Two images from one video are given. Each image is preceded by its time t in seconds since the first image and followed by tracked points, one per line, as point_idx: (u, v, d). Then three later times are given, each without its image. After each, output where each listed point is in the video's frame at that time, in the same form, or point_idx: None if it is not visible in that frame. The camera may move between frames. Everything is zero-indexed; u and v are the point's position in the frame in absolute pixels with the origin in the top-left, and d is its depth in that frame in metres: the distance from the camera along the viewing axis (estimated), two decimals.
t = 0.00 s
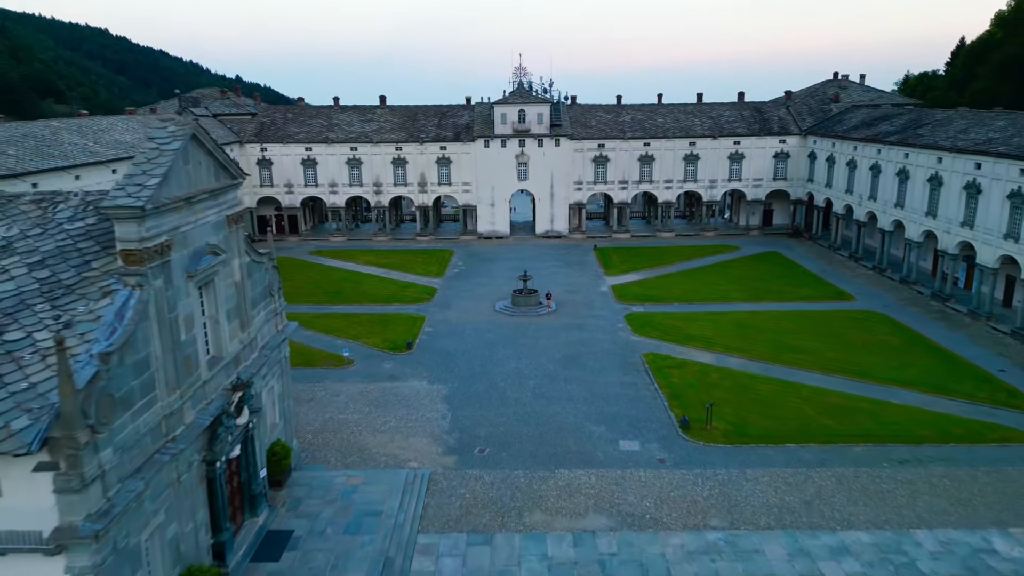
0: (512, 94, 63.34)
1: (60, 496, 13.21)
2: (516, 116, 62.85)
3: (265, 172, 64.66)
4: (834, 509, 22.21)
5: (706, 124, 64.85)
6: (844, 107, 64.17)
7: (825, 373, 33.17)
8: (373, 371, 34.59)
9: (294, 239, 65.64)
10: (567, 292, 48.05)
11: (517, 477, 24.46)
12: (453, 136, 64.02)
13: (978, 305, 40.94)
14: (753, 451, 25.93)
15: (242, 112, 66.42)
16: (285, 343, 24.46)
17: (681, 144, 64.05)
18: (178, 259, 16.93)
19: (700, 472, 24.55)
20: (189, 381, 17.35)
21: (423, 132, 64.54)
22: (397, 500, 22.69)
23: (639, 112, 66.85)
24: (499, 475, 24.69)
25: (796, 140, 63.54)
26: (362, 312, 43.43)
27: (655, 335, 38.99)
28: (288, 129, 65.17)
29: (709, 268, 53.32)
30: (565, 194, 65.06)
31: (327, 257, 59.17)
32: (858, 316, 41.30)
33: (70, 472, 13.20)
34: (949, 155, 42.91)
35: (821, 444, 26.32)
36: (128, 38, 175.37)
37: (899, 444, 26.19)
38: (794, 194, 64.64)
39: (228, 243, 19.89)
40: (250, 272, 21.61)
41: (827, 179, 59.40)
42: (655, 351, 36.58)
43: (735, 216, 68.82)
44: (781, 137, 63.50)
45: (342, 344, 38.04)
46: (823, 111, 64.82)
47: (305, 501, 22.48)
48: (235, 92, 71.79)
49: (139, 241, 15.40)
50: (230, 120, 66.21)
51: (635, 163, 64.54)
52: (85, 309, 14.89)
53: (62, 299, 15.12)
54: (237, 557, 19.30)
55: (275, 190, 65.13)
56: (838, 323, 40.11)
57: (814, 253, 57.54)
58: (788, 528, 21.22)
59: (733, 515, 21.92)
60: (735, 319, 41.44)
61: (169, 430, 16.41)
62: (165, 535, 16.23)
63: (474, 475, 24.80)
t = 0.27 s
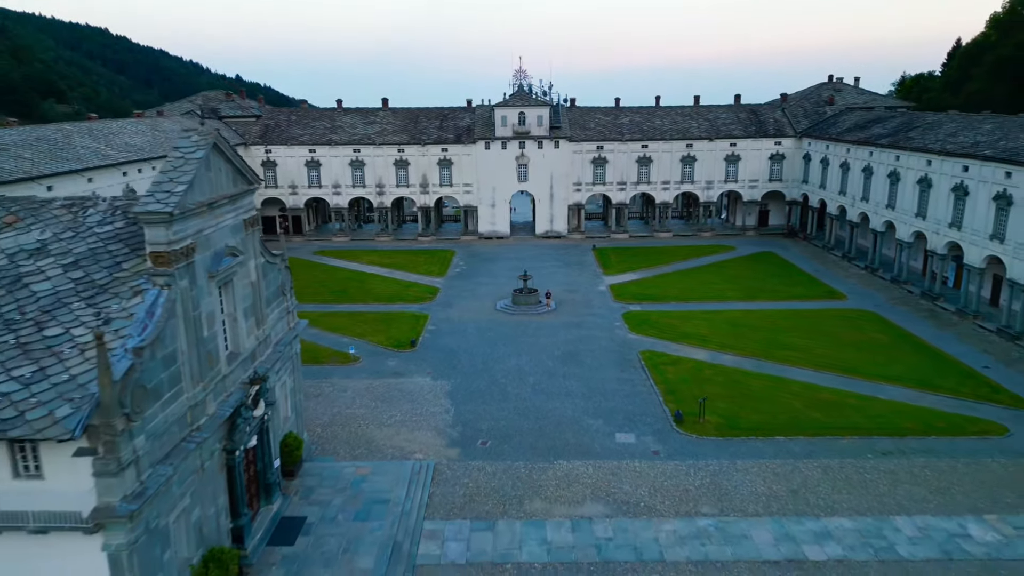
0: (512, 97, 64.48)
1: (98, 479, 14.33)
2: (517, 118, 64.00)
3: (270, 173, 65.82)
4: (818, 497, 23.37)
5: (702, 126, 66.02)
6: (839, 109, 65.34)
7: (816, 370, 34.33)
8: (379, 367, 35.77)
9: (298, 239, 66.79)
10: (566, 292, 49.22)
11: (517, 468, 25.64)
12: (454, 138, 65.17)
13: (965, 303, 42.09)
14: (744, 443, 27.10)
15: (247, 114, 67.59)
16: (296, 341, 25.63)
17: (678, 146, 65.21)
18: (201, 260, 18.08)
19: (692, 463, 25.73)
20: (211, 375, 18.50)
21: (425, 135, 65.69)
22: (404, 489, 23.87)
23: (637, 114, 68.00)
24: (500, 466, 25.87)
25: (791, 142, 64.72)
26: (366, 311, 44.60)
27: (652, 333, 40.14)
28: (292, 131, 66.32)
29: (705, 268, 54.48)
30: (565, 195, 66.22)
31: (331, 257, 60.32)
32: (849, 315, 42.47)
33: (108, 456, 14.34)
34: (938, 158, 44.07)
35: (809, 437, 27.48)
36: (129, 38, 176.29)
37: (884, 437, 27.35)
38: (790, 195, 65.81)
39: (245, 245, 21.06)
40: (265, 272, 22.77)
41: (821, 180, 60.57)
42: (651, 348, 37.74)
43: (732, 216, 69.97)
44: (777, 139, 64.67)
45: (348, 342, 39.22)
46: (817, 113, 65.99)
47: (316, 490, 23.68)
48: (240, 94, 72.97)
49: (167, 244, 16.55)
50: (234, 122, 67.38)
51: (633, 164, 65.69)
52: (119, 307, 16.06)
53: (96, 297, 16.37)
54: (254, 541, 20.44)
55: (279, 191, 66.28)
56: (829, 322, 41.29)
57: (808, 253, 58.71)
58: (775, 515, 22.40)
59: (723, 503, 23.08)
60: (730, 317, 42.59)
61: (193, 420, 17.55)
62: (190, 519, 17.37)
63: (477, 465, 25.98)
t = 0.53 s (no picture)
0: (512, 100, 65.66)
1: (132, 464, 15.49)
2: (517, 121, 65.18)
3: (274, 175, 67.02)
4: (804, 487, 24.57)
5: (699, 129, 67.21)
6: (833, 112, 66.55)
7: (807, 367, 35.51)
8: (383, 364, 36.97)
9: (302, 240, 67.97)
10: (566, 291, 50.41)
11: (518, 460, 26.83)
12: (456, 140, 66.34)
13: (953, 302, 43.28)
14: (735, 436, 28.30)
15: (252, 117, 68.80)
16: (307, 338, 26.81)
17: (676, 148, 66.39)
18: (222, 262, 19.27)
19: (685, 455, 26.93)
20: (230, 369, 19.68)
21: (427, 137, 66.87)
22: (410, 479, 25.07)
23: (635, 117, 69.18)
24: (502, 458, 27.06)
25: (786, 144, 65.91)
26: (370, 310, 45.79)
27: (649, 332, 41.31)
28: (296, 134, 67.51)
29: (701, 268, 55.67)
30: (564, 196, 67.41)
31: (335, 257, 61.50)
32: (840, 313, 43.66)
33: (141, 443, 15.50)
34: (927, 161, 45.27)
35: (797, 430, 28.67)
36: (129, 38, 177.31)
37: (869, 431, 28.53)
38: (785, 197, 66.99)
39: (260, 246, 22.24)
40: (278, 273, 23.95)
41: (816, 182, 61.76)
42: (648, 346, 38.90)
43: (728, 217, 71.16)
44: (772, 142, 65.88)
45: (353, 340, 40.40)
46: (812, 116, 67.19)
47: (327, 480, 24.88)
48: (244, 97, 74.20)
49: (192, 246, 17.72)
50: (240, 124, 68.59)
51: (631, 166, 66.86)
52: (147, 306, 17.24)
53: (125, 297, 17.56)
54: (270, 527, 21.62)
55: (284, 192, 67.47)
56: (821, 320, 42.48)
57: (803, 253, 59.90)
58: (763, 503, 23.60)
59: (714, 492, 24.28)
60: (724, 316, 43.78)
61: (215, 411, 18.73)
62: (211, 503, 18.54)
63: (479, 457, 27.19)
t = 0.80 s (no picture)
0: (512, 103, 66.88)
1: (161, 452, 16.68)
2: (517, 124, 66.42)
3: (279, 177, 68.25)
4: (791, 478, 25.80)
5: (696, 132, 68.44)
6: (827, 115, 67.78)
7: (797, 364, 36.73)
8: (388, 362, 38.18)
9: (306, 241, 69.17)
10: (565, 291, 51.62)
11: (518, 453, 28.05)
12: (457, 143, 67.55)
13: (942, 302, 44.48)
14: (727, 430, 29.53)
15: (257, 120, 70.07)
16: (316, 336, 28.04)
17: (673, 150, 67.60)
18: (240, 264, 20.49)
19: (678, 448, 28.15)
20: (247, 365, 20.90)
21: (428, 139, 68.08)
22: (416, 470, 26.29)
23: (633, 120, 70.40)
24: (503, 451, 28.29)
25: (781, 147, 67.13)
26: (374, 310, 47.01)
27: (645, 331, 42.52)
28: (300, 136, 68.72)
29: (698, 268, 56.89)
30: (563, 198, 68.62)
31: (339, 258, 62.73)
32: (832, 313, 44.90)
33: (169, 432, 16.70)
34: (916, 164, 46.50)
35: (786, 425, 29.90)
36: (129, 38, 178.23)
37: (855, 425, 29.76)
38: (780, 198, 68.20)
39: (274, 249, 23.45)
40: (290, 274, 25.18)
41: (810, 184, 62.98)
42: (644, 345, 40.11)
43: (725, 218, 72.36)
44: (768, 144, 67.10)
45: (358, 339, 41.62)
46: (807, 119, 68.42)
47: (336, 471, 26.13)
48: (249, 100, 75.48)
49: (214, 249, 18.92)
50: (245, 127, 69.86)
51: (629, 168, 68.08)
52: (173, 305, 18.46)
53: (152, 297, 18.82)
54: (284, 515, 22.83)
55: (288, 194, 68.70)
56: (813, 319, 43.71)
57: (797, 254, 61.12)
58: (751, 493, 24.84)
59: (705, 483, 25.51)
60: (719, 315, 44.98)
61: (234, 404, 19.94)
62: (231, 490, 19.74)
63: (481, 450, 28.41)
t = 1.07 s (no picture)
0: (513, 106, 68.11)
1: (186, 440, 17.90)
2: (517, 127, 67.68)
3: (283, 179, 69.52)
4: (779, 469, 27.05)
5: (693, 134, 69.67)
6: (822, 118, 69.01)
7: (788, 362, 37.97)
8: (392, 360, 39.42)
9: (309, 241, 70.42)
10: (564, 291, 52.85)
11: (519, 446, 29.28)
12: (458, 145, 68.78)
13: (931, 301, 45.70)
14: (719, 424, 30.77)
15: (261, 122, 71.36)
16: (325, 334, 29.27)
17: (670, 153, 68.83)
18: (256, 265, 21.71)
19: (672, 441, 29.38)
20: (263, 360, 22.12)
21: (430, 142, 69.32)
22: (421, 462, 27.53)
23: (631, 122, 71.63)
24: (504, 444, 29.52)
25: (777, 149, 68.36)
26: (377, 309, 48.25)
27: (642, 329, 43.73)
28: (304, 139, 69.96)
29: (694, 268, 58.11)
30: (563, 199, 69.85)
31: (342, 258, 63.99)
32: (824, 312, 46.12)
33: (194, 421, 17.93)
34: (906, 167, 47.73)
35: (776, 419, 31.14)
36: (130, 39, 179.31)
37: (842, 419, 31.00)
38: (776, 200, 69.41)
39: (287, 251, 24.68)
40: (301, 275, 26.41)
41: (805, 185, 64.20)
42: (641, 343, 41.33)
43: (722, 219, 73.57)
44: (763, 147, 68.32)
45: (363, 337, 42.86)
46: (802, 122, 69.63)
47: (345, 462, 27.36)
48: (253, 103, 76.79)
49: (233, 251, 20.13)
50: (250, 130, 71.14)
51: (627, 170, 69.30)
52: (195, 304, 19.69)
53: (175, 296, 20.04)
54: (296, 503, 24.05)
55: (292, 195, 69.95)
56: (805, 318, 44.95)
57: (792, 254, 62.35)
58: (741, 483, 26.08)
59: (697, 474, 26.75)
60: (714, 314, 46.20)
61: (251, 396, 21.16)
62: (248, 478, 20.96)
63: (483, 443, 29.65)
